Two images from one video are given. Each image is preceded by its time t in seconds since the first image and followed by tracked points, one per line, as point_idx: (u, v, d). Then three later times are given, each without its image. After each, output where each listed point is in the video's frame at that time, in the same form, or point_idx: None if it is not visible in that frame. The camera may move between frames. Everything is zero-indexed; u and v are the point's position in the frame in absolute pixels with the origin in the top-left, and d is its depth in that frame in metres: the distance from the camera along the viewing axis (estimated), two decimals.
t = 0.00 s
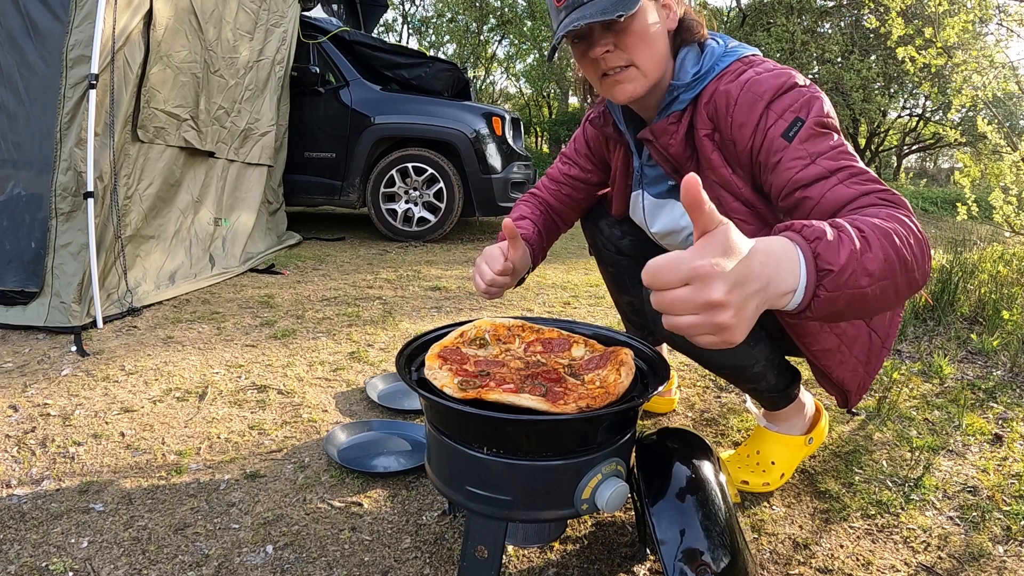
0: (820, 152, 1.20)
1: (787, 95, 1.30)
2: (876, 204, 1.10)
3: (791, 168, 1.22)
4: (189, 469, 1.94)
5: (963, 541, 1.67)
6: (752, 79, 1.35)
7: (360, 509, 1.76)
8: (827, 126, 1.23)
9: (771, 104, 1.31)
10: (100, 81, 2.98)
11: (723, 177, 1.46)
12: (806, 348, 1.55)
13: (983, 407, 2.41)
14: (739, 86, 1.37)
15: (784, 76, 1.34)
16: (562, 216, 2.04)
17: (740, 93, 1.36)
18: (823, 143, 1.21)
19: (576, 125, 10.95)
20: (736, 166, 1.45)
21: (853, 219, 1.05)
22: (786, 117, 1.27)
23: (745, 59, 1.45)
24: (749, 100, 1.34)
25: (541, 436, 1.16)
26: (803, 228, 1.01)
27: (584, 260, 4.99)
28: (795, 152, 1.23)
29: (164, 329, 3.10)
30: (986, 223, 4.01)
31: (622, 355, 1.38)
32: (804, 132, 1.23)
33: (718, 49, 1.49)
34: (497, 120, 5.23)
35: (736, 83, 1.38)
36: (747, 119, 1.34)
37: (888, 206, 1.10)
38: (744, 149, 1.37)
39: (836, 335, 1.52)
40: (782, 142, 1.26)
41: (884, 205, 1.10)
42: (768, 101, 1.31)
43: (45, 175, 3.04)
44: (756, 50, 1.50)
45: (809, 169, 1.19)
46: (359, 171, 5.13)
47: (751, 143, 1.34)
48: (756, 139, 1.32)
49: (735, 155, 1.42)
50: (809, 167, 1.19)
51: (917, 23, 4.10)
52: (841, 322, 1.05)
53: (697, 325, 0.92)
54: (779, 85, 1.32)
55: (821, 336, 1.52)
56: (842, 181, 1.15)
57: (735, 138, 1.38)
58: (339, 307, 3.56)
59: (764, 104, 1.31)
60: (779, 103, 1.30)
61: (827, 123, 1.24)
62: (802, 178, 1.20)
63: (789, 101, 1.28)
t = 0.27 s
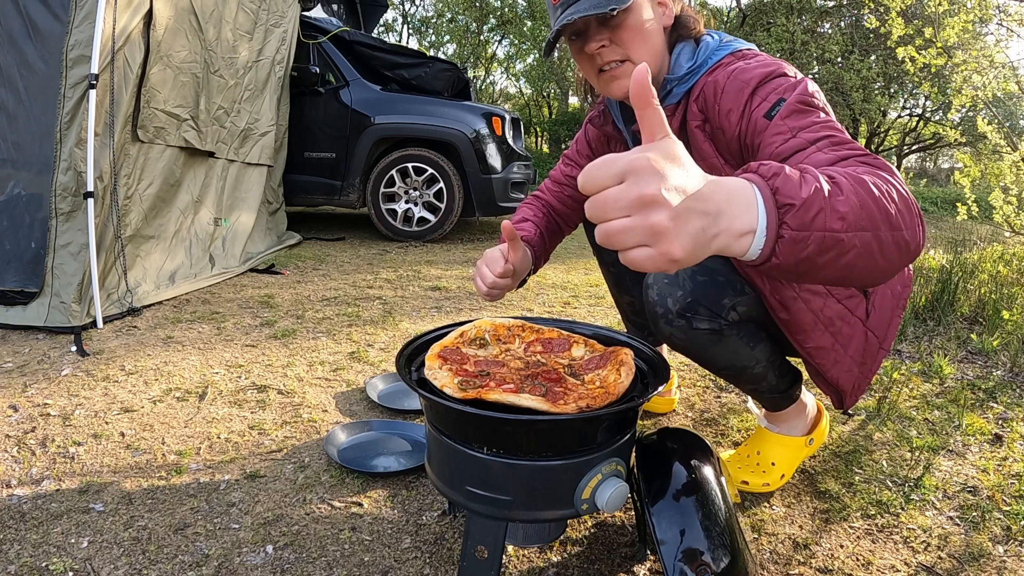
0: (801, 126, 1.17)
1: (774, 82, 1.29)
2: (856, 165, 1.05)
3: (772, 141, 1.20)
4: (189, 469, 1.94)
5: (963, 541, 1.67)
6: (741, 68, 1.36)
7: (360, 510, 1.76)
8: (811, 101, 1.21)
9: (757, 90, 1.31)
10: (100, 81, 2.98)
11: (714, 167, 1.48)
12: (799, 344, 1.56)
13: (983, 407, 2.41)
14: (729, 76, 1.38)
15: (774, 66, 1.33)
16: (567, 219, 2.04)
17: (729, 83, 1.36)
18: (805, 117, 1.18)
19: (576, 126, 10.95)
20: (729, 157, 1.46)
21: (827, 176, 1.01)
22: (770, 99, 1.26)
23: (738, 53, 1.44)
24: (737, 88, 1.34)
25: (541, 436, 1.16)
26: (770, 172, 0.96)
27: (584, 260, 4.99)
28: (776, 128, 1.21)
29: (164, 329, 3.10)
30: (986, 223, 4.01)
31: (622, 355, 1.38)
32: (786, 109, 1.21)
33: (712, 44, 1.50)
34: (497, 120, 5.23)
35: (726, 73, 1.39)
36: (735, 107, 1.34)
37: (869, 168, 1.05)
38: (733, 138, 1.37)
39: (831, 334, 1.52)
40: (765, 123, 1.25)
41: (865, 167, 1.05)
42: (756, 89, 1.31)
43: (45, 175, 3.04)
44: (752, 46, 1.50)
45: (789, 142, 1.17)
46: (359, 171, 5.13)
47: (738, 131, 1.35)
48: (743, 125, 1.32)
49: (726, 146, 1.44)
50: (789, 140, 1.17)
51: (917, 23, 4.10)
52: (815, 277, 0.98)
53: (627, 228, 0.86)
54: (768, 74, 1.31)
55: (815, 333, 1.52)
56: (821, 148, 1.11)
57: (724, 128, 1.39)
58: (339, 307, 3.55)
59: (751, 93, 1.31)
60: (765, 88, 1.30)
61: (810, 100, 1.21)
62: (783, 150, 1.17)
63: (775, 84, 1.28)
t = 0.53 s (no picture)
0: (804, 137, 1.17)
1: (775, 87, 1.29)
2: (858, 183, 1.05)
3: (772, 153, 1.21)
4: (189, 469, 1.94)
5: (963, 541, 1.67)
6: (742, 72, 1.36)
7: (360, 509, 1.76)
8: (813, 111, 1.21)
9: (758, 96, 1.31)
10: (100, 81, 2.98)
11: (712, 170, 1.50)
12: (795, 348, 1.52)
13: (983, 407, 2.41)
14: (730, 79, 1.37)
15: (776, 70, 1.33)
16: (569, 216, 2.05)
17: (729, 86, 1.36)
18: (807, 128, 1.18)
19: (576, 126, 10.95)
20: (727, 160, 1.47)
21: (828, 198, 1.00)
22: (772, 106, 1.26)
23: (739, 55, 1.45)
24: (737, 91, 1.34)
25: (541, 436, 1.16)
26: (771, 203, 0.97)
27: (584, 259, 4.99)
28: (778, 138, 1.21)
29: (164, 329, 3.10)
30: (986, 223, 4.01)
31: (622, 354, 1.38)
32: (788, 118, 1.21)
33: (713, 45, 1.49)
34: (497, 120, 5.23)
35: (726, 77, 1.38)
36: (734, 110, 1.34)
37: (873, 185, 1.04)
38: (731, 141, 1.37)
39: (829, 335, 1.52)
40: (766, 131, 1.25)
41: (868, 184, 1.04)
42: (756, 92, 1.31)
43: (45, 175, 3.04)
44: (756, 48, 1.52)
45: (791, 152, 1.16)
46: (359, 171, 5.13)
47: (738, 134, 1.34)
48: (743, 130, 1.32)
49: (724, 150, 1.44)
50: (791, 151, 1.17)
51: (917, 23, 4.10)
52: (823, 303, 0.98)
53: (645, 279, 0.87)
54: (769, 77, 1.31)
55: (813, 335, 1.50)
56: (823, 163, 1.11)
57: (723, 131, 1.39)
58: (339, 307, 3.56)
59: (751, 96, 1.31)
60: (766, 95, 1.29)
61: (812, 109, 1.21)
62: (785, 162, 1.17)
63: (776, 91, 1.27)
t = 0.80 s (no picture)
0: (834, 170, 1.22)
1: (806, 106, 1.31)
2: (887, 231, 1.12)
3: (804, 180, 1.24)
4: (189, 469, 1.94)
5: (963, 541, 1.67)
6: (773, 82, 1.36)
7: (360, 509, 1.76)
8: (843, 144, 1.25)
9: (789, 112, 1.32)
10: (100, 81, 2.98)
11: (728, 177, 1.47)
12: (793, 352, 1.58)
13: (983, 407, 2.41)
14: (761, 88, 1.37)
15: (804, 85, 1.34)
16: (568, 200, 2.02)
17: (760, 96, 1.36)
18: (837, 160, 1.22)
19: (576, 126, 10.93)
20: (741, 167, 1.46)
21: (874, 258, 1.05)
22: (802, 129, 1.29)
23: (765, 60, 1.44)
24: (767, 105, 1.35)
25: (541, 436, 1.16)
26: (838, 283, 1.00)
27: (584, 260, 4.99)
28: (809, 167, 1.25)
29: (164, 329, 3.10)
30: (986, 223, 4.01)
31: (622, 354, 1.38)
32: (820, 146, 1.25)
33: (740, 44, 1.47)
34: (497, 120, 5.23)
35: (757, 85, 1.38)
36: (763, 124, 1.35)
37: (902, 236, 1.11)
38: (756, 153, 1.38)
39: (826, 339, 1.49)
40: (798, 155, 1.27)
41: (897, 236, 1.11)
42: (786, 109, 1.32)
43: (45, 175, 3.04)
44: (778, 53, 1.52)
45: (823, 185, 1.21)
46: (359, 171, 5.13)
47: (763, 149, 1.36)
48: (771, 146, 1.33)
49: (744, 157, 1.43)
50: (822, 184, 1.21)
51: (917, 22, 4.10)
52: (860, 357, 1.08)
53: (767, 394, 0.88)
54: (799, 93, 1.33)
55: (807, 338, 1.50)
56: (853, 203, 1.17)
57: (747, 141, 1.39)
58: (339, 307, 3.55)
59: (781, 112, 1.32)
60: (797, 113, 1.31)
61: (842, 138, 1.26)
62: (815, 194, 1.22)
63: (808, 111, 1.30)
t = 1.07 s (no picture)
0: (855, 202, 1.22)
1: (841, 130, 1.30)
2: (893, 273, 1.12)
3: (826, 207, 1.24)
4: (189, 469, 1.94)
5: (963, 541, 1.67)
6: (812, 98, 1.34)
7: (360, 509, 1.76)
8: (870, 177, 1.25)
9: (823, 133, 1.31)
10: (100, 81, 2.98)
11: (750, 182, 1.45)
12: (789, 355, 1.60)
13: (983, 407, 2.41)
14: (800, 103, 1.35)
15: (842, 107, 1.33)
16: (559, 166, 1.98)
17: (798, 112, 1.34)
18: (860, 193, 1.23)
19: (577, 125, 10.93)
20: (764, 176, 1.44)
21: (882, 311, 1.05)
22: (833, 152, 1.28)
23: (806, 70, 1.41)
24: (803, 121, 1.33)
25: (541, 436, 1.16)
26: (854, 346, 1.00)
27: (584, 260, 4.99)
28: (833, 194, 1.24)
29: (164, 329, 3.10)
30: (986, 223, 4.01)
31: (622, 354, 1.38)
32: (847, 175, 1.25)
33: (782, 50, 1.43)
34: (497, 120, 5.23)
35: (797, 100, 1.35)
36: (797, 140, 1.34)
37: (906, 284, 1.10)
38: (784, 167, 1.37)
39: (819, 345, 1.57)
40: (824, 180, 1.27)
41: (904, 285, 1.10)
42: (823, 129, 1.31)
43: (45, 175, 3.04)
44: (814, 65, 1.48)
45: (842, 215, 1.21)
46: (359, 171, 5.13)
47: (792, 165, 1.35)
48: (800, 163, 1.32)
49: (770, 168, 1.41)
50: (842, 214, 1.21)
51: (918, 23, 4.10)
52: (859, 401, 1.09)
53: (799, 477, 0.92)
54: (837, 115, 1.31)
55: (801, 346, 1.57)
56: (870, 240, 1.17)
57: (778, 154, 1.38)
58: (339, 307, 3.55)
59: (816, 131, 1.31)
60: (830, 136, 1.30)
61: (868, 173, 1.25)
62: (834, 222, 1.22)
63: (842, 136, 1.29)
